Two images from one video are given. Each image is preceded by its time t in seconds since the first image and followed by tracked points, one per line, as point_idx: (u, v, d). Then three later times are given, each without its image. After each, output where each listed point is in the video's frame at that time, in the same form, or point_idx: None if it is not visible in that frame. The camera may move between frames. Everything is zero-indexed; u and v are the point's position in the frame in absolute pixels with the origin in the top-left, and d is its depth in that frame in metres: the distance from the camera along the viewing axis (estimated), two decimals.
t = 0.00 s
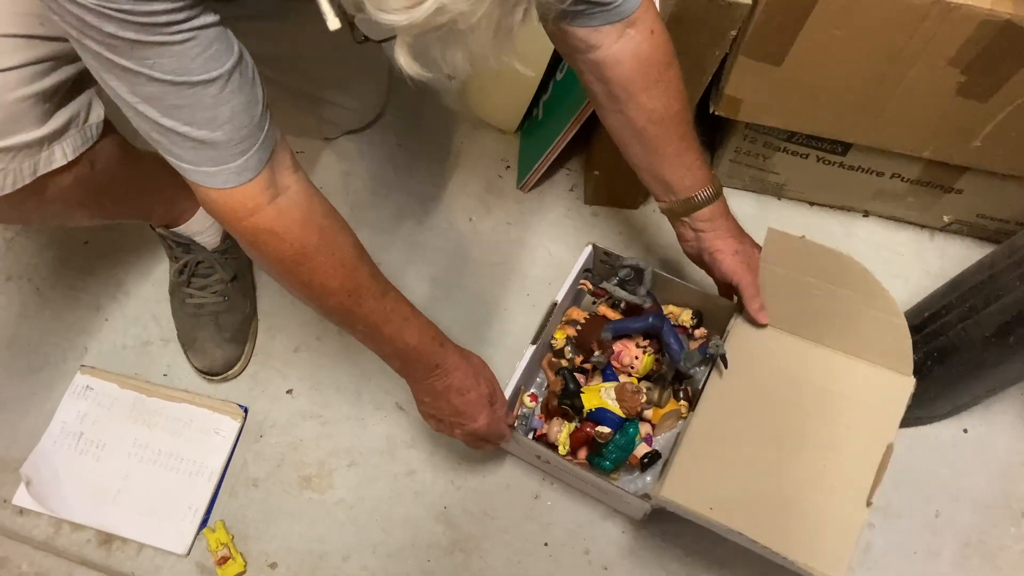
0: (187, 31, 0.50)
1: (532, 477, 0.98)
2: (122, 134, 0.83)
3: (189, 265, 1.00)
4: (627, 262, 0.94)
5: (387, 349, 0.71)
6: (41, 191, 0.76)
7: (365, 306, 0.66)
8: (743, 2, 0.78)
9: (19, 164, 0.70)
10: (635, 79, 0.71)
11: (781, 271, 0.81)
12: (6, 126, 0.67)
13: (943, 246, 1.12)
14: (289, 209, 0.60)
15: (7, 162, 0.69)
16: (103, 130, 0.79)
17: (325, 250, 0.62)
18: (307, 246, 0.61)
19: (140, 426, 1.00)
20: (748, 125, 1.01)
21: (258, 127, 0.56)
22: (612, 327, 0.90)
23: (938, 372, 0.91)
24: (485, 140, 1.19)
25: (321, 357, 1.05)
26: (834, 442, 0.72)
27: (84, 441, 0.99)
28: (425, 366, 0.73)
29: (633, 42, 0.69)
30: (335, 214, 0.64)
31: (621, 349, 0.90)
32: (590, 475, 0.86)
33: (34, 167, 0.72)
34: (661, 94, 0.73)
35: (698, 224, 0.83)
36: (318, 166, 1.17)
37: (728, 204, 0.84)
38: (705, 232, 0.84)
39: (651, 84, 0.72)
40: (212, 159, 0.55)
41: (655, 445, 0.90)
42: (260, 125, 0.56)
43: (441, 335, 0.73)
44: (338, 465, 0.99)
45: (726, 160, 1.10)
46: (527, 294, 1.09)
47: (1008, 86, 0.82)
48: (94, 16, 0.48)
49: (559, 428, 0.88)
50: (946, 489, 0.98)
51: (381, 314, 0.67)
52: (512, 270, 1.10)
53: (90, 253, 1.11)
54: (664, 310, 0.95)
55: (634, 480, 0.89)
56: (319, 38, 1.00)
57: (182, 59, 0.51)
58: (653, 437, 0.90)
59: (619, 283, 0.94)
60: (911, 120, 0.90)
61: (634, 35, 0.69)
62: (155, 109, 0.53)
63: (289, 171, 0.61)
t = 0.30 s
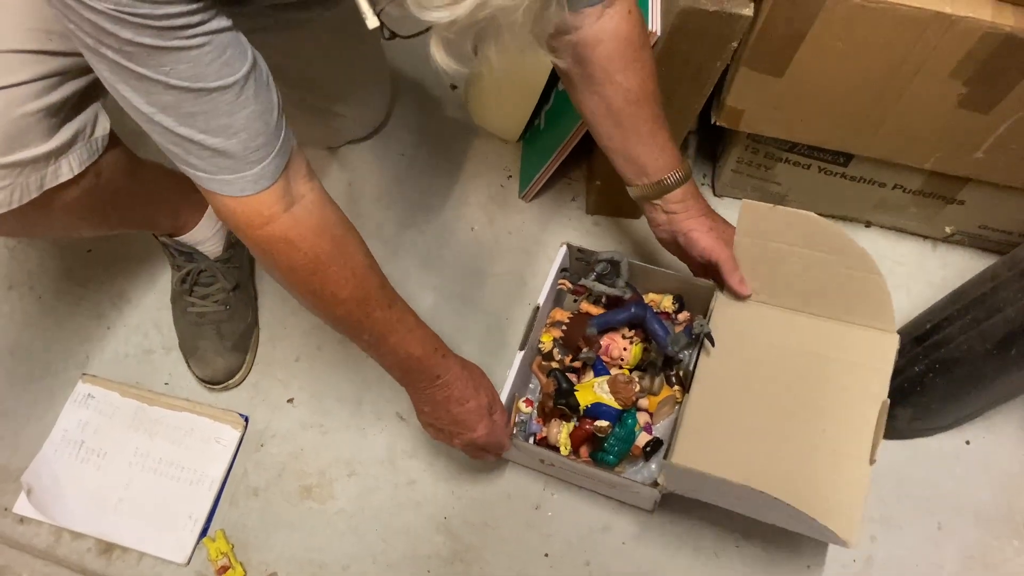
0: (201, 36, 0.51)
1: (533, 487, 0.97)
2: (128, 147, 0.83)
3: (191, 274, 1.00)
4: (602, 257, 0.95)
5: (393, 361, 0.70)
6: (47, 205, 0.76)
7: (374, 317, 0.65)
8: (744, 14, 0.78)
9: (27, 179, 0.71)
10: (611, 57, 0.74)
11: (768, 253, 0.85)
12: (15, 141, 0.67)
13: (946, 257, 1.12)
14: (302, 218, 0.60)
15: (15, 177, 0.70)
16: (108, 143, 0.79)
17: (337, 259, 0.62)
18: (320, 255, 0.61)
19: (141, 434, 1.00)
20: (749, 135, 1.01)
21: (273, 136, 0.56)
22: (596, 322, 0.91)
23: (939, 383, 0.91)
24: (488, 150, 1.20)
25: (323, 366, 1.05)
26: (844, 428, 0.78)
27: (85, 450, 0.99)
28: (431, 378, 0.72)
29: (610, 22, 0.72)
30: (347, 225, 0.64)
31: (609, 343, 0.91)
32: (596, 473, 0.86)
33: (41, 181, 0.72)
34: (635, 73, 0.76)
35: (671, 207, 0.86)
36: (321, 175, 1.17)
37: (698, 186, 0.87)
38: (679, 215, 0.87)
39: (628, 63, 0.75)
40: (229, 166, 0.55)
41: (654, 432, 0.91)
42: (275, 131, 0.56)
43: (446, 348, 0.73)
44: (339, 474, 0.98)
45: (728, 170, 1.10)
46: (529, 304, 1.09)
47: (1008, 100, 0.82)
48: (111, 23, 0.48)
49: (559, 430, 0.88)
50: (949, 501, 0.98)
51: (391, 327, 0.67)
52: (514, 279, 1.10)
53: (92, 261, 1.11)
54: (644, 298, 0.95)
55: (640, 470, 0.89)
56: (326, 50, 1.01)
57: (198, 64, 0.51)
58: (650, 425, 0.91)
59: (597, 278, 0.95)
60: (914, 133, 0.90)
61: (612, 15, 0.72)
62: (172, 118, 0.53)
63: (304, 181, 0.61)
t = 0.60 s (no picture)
0: (194, 32, 0.50)
1: (533, 497, 0.97)
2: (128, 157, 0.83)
3: (192, 283, 1.00)
4: (586, 254, 0.95)
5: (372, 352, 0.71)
6: (47, 215, 0.77)
7: (354, 311, 0.66)
8: (747, 26, 0.78)
9: (27, 190, 0.71)
10: (598, 51, 0.74)
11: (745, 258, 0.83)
12: (15, 151, 0.67)
13: (948, 267, 1.12)
14: (282, 215, 0.60)
15: (15, 187, 0.70)
16: (109, 154, 0.80)
17: (318, 256, 0.62)
18: (301, 251, 0.61)
19: (141, 444, 1.00)
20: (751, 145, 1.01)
21: (258, 136, 0.56)
22: (575, 318, 0.91)
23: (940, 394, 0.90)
24: (489, 158, 1.20)
25: (324, 375, 1.05)
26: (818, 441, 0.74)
27: (86, 459, 0.99)
28: (411, 371, 0.73)
29: (598, 16, 0.72)
30: (327, 219, 0.64)
31: (588, 340, 0.91)
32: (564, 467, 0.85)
33: (41, 192, 0.72)
34: (621, 69, 0.76)
35: (655, 206, 0.86)
36: (322, 184, 1.17)
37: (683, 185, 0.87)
38: (663, 217, 0.87)
39: (614, 59, 0.75)
40: (210, 162, 0.55)
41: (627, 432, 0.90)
42: (259, 133, 0.56)
43: (428, 341, 0.73)
44: (340, 484, 0.98)
45: (730, 180, 1.09)
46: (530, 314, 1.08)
47: (1010, 112, 0.82)
48: (104, 13, 0.47)
49: (531, 423, 0.88)
50: (952, 512, 0.98)
51: (372, 319, 0.67)
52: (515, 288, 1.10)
53: (93, 270, 1.11)
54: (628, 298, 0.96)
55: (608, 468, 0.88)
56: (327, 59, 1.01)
57: (190, 61, 0.50)
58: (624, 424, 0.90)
59: (580, 275, 0.95)
60: (914, 144, 0.90)
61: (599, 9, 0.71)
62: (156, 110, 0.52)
63: (283, 176, 0.61)
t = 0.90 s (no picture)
0: (162, 4, 0.51)
1: (536, 499, 0.97)
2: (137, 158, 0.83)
3: (195, 283, 0.99)
4: (565, 245, 0.97)
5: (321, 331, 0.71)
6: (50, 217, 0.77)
7: (306, 289, 0.66)
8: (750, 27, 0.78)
9: (31, 192, 0.71)
10: (589, 38, 0.75)
11: (737, 257, 0.88)
12: (19, 153, 0.67)
13: (952, 269, 1.11)
14: (233, 189, 0.60)
15: (19, 189, 0.69)
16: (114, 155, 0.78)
17: (267, 230, 0.62)
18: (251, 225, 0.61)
19: (143, 445, 1.00)
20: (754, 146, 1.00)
21: (216, 107, 0.57)
22: (554, 308, 0.92)
23: (945, 397, 0.90)
24: (491, 159, 1.19)
25: (326, 376, 1.04)
26: (797, 421, 0.86)
27: (88, 461, 0.99)
28: (366, 349, 0.73)
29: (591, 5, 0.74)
30: (279, 196, 0.63)
31: (567, 330, 0.92)
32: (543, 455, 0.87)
33: (42, 194, 0.72)
34: (612, 58, 0.77)
35: (641, 192, 0.86)
36: (325, 185, 1.17)
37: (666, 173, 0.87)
38: (649, 203, 0.87)
39: (605, 45, 0.76)
40: (161, 133, 0.55)
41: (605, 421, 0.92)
42: (215, 107, 0.57)
43: (381, 320, 0.73)
44: (342, 486, 0.98)
45: (733, 180, 1.09)
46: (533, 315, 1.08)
47: (1013, 114, 0.82)
48: None
49: (509, 410, 0.89)
50: (957, 515, 0.97)
51: (324, 297, 0.67)
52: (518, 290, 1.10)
53: (95, 271, 1.11)
54: (605, 289, 0.97)
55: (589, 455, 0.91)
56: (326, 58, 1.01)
57: (154, 31, 0.51)
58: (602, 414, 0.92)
59: (559, 266, 0.97)
60: (916, 145, 0.90)
61: None
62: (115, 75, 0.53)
63: (234, 150, 0.60)
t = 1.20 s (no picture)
0: None
1: (540, 494, 0.97)
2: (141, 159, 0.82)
3: (198, 280, 1.02)
4: (569, 241, 0.97)
5: (267, 273, 0.65)
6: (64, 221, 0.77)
7: (229, 214, 0.62)
8: (753, 22, 0.77)
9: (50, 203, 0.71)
10: None
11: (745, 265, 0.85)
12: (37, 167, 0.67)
13: (957, 266, 1.11)
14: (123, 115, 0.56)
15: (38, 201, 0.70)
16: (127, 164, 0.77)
17: (169, 157, 0.58)
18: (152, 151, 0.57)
19: (148, 441, 1.00)
20: (757, 142, 1.00)
21: (112, 46, 0.55)
22: (558, 304, 0.92)
23: (948, 393, 0.90)
24: (495, 155, 1.19)
25: (330, 372, 1.05)
26: (802, 424, 0.83)
27: (93, 456, 1.00)
28: (319, 281, 0.67)
29: None
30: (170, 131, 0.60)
31: (571, 325, 0.91)
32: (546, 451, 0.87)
33: (61, 208, 0.73)
34: (623, 18, 0.75)
35: (658, 166, 0.82)
36: (328, 181, 1.17)
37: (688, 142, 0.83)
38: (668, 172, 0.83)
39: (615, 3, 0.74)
40: (58, 47, 0.52)
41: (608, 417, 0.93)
42: (111, 48, 0.56)
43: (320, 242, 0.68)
44: (345, 482, 0.98)
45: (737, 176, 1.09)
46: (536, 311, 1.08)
47: (1018, 109, 0.82)
48: None
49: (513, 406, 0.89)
50: (960, 512, 0.97)
51: (250, 225, 0.63)
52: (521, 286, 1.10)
53: (101, 268, 1.11)
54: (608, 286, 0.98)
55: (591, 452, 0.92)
56: (327, 54, 1.02)
57: None
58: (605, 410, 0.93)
59: (562, 261, 0.97)
60: (920, 139, 0.90)
61: None
62: None
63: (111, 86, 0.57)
